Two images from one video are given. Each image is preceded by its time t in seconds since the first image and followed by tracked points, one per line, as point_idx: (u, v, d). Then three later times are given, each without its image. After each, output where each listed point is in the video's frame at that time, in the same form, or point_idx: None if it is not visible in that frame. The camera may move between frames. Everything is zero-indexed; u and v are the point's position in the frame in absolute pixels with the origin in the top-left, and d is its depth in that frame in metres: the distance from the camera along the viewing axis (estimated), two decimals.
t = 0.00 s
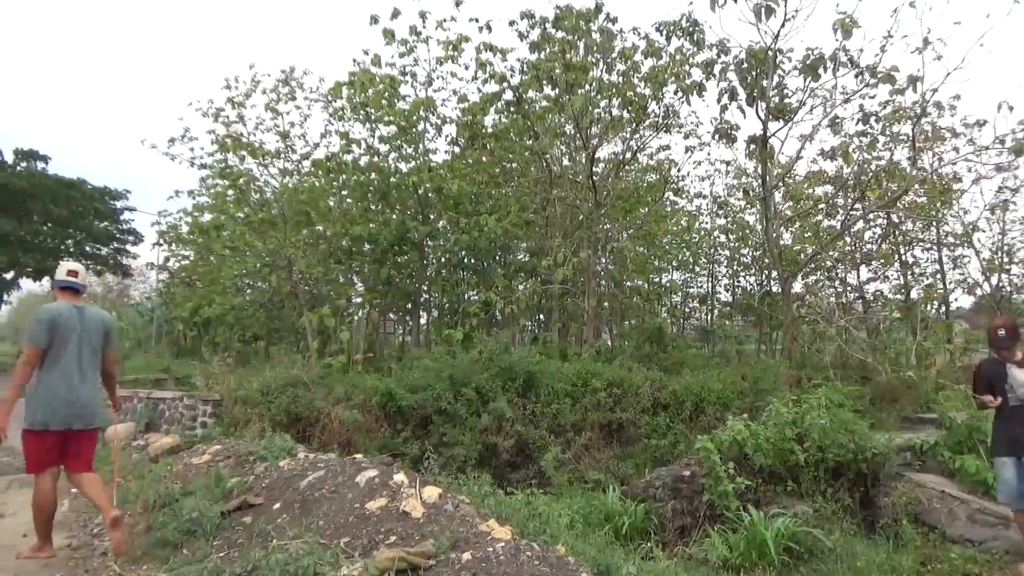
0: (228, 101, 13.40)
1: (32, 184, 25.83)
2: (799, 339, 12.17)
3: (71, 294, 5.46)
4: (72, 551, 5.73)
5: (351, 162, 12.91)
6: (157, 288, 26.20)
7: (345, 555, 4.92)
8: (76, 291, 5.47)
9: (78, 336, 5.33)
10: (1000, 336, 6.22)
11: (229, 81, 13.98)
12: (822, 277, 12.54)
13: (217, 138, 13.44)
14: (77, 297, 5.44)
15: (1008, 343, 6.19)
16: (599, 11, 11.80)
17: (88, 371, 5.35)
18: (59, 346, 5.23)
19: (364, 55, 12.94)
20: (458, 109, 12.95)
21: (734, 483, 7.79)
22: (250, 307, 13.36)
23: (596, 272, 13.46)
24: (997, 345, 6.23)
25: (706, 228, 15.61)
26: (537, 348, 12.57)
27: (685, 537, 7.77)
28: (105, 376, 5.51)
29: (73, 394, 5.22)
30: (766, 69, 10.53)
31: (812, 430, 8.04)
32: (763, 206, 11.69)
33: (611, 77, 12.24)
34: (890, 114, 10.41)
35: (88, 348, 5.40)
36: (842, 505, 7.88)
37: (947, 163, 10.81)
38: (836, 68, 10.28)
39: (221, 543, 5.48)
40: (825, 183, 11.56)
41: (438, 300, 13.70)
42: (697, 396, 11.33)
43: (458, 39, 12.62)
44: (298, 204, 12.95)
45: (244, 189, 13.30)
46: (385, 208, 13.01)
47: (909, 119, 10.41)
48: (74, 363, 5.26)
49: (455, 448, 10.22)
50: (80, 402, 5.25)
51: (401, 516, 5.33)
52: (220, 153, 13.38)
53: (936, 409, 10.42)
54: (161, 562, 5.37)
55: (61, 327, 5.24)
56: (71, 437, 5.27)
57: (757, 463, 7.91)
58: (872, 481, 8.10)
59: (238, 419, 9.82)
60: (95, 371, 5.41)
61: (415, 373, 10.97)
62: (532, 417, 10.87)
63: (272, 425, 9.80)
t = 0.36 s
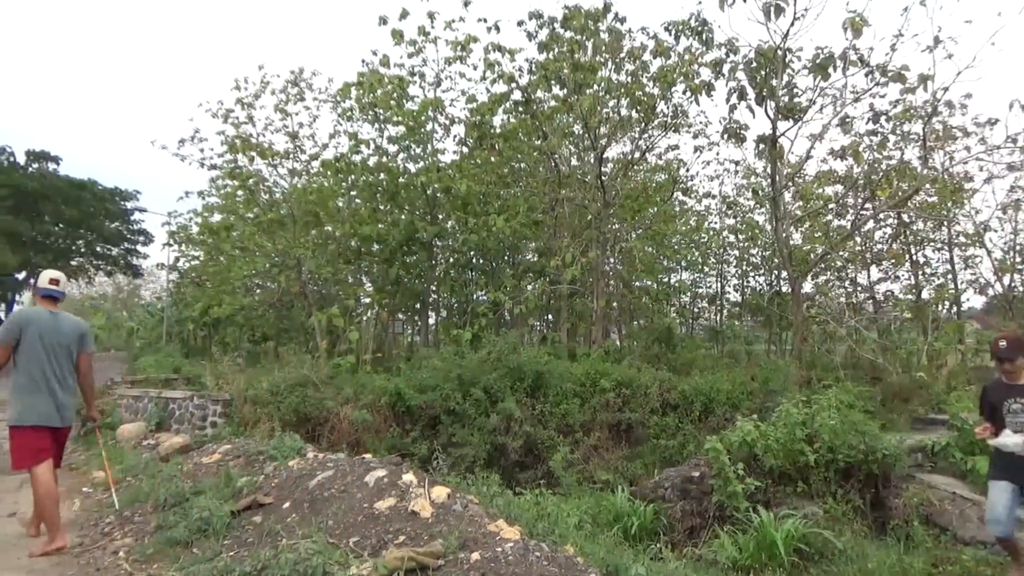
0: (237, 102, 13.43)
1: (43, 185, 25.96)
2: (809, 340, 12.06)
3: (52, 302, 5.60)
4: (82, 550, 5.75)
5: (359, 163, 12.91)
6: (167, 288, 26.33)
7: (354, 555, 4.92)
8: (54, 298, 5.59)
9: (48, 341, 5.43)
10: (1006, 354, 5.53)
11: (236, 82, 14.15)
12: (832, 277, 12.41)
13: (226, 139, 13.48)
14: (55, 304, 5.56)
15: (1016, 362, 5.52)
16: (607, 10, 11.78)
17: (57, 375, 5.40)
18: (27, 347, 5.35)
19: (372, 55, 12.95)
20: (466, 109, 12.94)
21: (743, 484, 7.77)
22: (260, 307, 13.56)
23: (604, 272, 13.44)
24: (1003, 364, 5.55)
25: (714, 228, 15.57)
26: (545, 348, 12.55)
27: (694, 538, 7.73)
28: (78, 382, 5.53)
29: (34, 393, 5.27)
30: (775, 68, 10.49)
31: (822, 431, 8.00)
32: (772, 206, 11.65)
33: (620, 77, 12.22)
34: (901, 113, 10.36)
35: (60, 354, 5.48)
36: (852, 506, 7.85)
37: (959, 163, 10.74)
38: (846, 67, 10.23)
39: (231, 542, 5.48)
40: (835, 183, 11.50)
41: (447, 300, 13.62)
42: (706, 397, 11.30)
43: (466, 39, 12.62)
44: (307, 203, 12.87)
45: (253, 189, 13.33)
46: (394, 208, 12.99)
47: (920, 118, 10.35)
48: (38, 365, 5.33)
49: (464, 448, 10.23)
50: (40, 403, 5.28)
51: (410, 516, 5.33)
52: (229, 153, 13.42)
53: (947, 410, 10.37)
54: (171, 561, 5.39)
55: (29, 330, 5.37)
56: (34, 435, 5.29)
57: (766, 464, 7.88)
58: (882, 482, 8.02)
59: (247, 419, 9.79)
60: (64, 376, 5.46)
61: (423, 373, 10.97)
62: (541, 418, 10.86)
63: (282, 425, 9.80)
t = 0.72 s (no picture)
0: (249, 102, 13.47)
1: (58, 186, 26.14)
2: (821, 340, 12.16)
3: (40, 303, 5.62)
4: (96, 548, 5.78)
5: (371, 163, 12.93)
6: (180, 288, 26.47)
7: (365, 554, 4.93)
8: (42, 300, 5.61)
9: (43, 344, 5.48)
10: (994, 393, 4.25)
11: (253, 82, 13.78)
12: (844, 277, 12.35)
13: (239, 139, 13.53)
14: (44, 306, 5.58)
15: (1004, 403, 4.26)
16: (618, 10, 11.75)
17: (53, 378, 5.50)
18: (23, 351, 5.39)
19: (383, 56, 12.96)
20: (477, 110, 12.93)
21: (755, 485, 7.73)
22: (272, 306, 13.41)
23: (615, 272, 13.43)
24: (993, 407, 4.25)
25: (726, 228, 15.53)
26: (556, 348, 12.54)
27: (706, 538, 7.69)
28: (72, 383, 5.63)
29: (32, 397, 5.36)
30: (788, 67, 10.44)
31: (835, 432, 7.96)
32: (785, 206, 11.60)
33: (631, 76, 12.19)
34: (914, 112, 10.28)
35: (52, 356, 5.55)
36: (866, 507, 7.77)
37: (973, 162, 10.65)
38: (859, 66, 10.17)
39: (243, 540, 5.50)
40: (847, 182, 11.41)
41: (458, 300, 13.72)
42: (718, 397, 11.27)
43: (477, 40, 12.61)
44: (319, 205, 12.97)
45: (265, 189, 13.37)
46: (405, 208, 13.01)
47: (934, 117, 10.27)
48: (38, 371, 5.41)
49: (475, 448, 10.25)
50: (38, 405, 5.38)
51: (421, 516, 5.32)
52: (241, 154, 13.47)
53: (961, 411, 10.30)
54: (184, 559, 5.41)
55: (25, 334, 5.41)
56: (30, 435, 5.41)
57: (779, 465, 7.85)
58: (895, 484, 7.97)
59: (260, 418, 9.75)
60: (57, 377, 5.55)
61: (434, 373, 10.97)
62: (552, 418, 10.84)
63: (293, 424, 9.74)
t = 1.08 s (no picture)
0: (256, 103, 13.49)
1: (66, 187, 26.24)
2: (828, 339, 12.14)
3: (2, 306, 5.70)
4: (103, 547, 5.80)
5: (377, 163, 12.94)
6: (187, 288, 26.54)
7: (371, 554, 4.93)
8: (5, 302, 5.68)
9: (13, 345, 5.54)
10: (944, 399, 4.10)
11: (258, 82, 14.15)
12: (852, 276, 12.37)
13: (245, 140, 13.55)
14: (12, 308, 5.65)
15: (956, 410, 4.11)
16: (624, 10, 11.73)
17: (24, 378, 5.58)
18: None
19: (389, 56, 12.96)
20: (483, 110, 12.93)
21: (761, 485, 7.71)
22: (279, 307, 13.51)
23: (621, 272, 13.41)
24: (945, 414, 4.10)
25: (732, 228, 15.50)
26: (562, 348, 12.53)
27: (713, 539, 7.68)
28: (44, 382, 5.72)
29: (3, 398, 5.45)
30: (794, 66, 10.40)
31: (842, 433, 7.93)
32: (791, 205, 11.57)
33: (636, 76, 12.17)
34: (922, 111, 10.24)
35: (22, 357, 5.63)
36: (873, 508, 7.76)
37: (981, 161, 10.59)
38: (866, 65, 10.13)
39: (249, 540, 5.50)
40: (855, 182, 11.36)
41: (463, 300, 13.78)
42: (724, 397, 11.23)
43: (482, 39, 12.61)
44: (325, 205, 13.06)
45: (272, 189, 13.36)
46: (411, 208, 13.01)
47: (941, 116, 10.23)
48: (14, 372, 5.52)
49: (481, 448, 10.24)
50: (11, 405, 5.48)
51: (426, 516, 5.32)
52: (248, 154, 13.49)
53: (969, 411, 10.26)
54: (190, 558, 5.41)
55: None
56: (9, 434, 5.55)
57: (785, 466, 7.82)
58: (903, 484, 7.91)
59: (267, 417, 9.74)
60: (29, 378, 5.63)
61: (440, 373, 10.97)
62: (557, 418, 10.84)
63: (300, 425, 9.79)
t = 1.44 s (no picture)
0: (263, 104, 13.51)
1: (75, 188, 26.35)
2: (837, 341, 12.09)
3: None
4: (112, 546, 5.82)
5: (384, 164, 12.95)
6: (195, 288, 26.64)
7: (379, 554, 4.93)
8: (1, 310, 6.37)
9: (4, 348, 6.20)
10: (893, 386, 4.04)
11: (263, 86, 13.78)
12: (860, 276, 12.39)
13: (253, 141, 13.58)
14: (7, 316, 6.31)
15: (905, 399, 4.02)
16: (631, 10, 11.72)
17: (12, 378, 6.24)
18: None
19: (396, 56, 12.97)
20: (490, 110, 12.93)
21: (769, 486, 7.70)
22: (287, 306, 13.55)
23: (629, 272, 13.38)
24: (891, 402, 4.05)
25: (740, 228, 15.47)
26: (570, 348, 12.52)
27: (720, 540, 7.65)
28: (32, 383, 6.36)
29: None
30: (802, 66, 10.37)
31: (850, 434, 7.91)
32: (799, 205, 11.54)
33: (643, 76, 12.16)
34: (930, 110, 10.19)
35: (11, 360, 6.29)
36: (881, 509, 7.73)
37: (991, 160, 10.54)
38: (874, 64, 10.09)
39: (257, 539, 5.52)
40: (863, 182, 11.31)
41: (470, 300, 13.73)
42: (731, 397, 11.22)
43: (489, 40, 12.61)
44: (332, 205, 12.96)
45: (279, 190, 13.39)
46: (418, 208, 13.02)
47: (950, 115, 10.18)
48: None
49: (488, 448, 10.24)
50: None
51: (434, 516, 5.33)
52: (255, 155, 13.52)
53: (978, 412, 10.22)
54: (199, 557, 5.42)
55: None
56: None
57: (793, 466, 7.81)
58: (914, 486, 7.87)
59: (274, 417, 9.79)
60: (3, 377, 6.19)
61: (447, 373, 10.97)
62: (565, 418, 10.83)
63: (308, 425, 9.82)
